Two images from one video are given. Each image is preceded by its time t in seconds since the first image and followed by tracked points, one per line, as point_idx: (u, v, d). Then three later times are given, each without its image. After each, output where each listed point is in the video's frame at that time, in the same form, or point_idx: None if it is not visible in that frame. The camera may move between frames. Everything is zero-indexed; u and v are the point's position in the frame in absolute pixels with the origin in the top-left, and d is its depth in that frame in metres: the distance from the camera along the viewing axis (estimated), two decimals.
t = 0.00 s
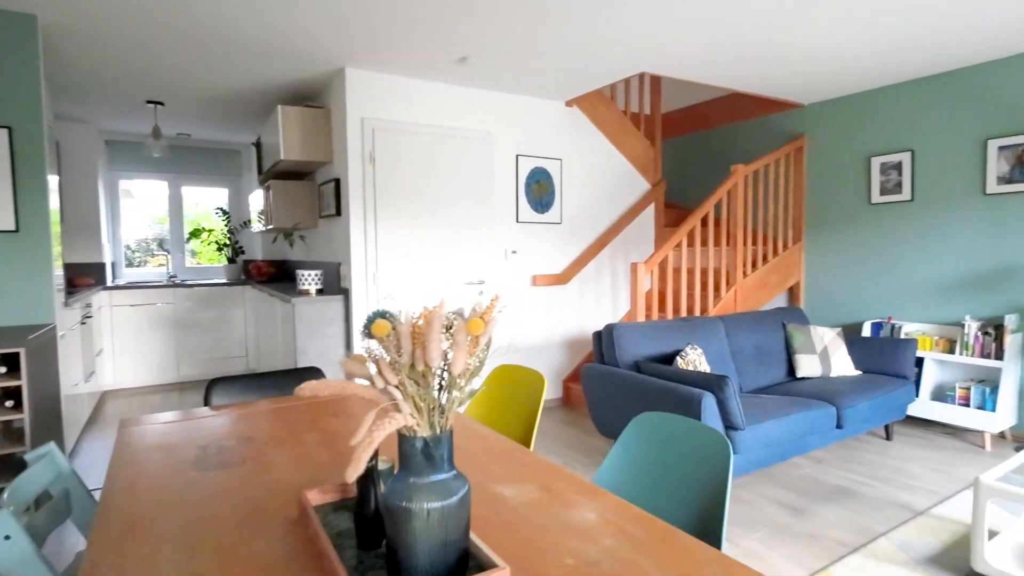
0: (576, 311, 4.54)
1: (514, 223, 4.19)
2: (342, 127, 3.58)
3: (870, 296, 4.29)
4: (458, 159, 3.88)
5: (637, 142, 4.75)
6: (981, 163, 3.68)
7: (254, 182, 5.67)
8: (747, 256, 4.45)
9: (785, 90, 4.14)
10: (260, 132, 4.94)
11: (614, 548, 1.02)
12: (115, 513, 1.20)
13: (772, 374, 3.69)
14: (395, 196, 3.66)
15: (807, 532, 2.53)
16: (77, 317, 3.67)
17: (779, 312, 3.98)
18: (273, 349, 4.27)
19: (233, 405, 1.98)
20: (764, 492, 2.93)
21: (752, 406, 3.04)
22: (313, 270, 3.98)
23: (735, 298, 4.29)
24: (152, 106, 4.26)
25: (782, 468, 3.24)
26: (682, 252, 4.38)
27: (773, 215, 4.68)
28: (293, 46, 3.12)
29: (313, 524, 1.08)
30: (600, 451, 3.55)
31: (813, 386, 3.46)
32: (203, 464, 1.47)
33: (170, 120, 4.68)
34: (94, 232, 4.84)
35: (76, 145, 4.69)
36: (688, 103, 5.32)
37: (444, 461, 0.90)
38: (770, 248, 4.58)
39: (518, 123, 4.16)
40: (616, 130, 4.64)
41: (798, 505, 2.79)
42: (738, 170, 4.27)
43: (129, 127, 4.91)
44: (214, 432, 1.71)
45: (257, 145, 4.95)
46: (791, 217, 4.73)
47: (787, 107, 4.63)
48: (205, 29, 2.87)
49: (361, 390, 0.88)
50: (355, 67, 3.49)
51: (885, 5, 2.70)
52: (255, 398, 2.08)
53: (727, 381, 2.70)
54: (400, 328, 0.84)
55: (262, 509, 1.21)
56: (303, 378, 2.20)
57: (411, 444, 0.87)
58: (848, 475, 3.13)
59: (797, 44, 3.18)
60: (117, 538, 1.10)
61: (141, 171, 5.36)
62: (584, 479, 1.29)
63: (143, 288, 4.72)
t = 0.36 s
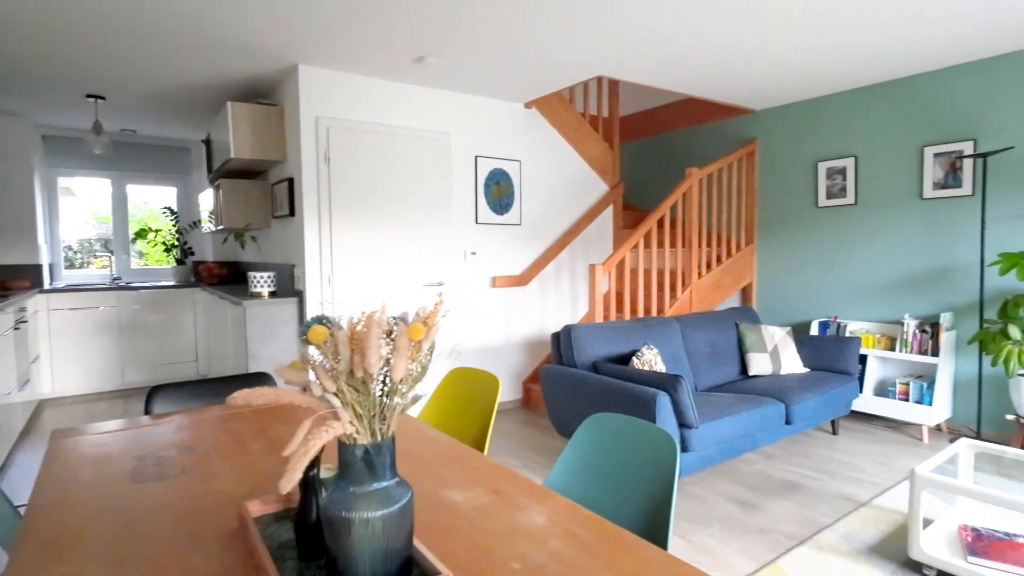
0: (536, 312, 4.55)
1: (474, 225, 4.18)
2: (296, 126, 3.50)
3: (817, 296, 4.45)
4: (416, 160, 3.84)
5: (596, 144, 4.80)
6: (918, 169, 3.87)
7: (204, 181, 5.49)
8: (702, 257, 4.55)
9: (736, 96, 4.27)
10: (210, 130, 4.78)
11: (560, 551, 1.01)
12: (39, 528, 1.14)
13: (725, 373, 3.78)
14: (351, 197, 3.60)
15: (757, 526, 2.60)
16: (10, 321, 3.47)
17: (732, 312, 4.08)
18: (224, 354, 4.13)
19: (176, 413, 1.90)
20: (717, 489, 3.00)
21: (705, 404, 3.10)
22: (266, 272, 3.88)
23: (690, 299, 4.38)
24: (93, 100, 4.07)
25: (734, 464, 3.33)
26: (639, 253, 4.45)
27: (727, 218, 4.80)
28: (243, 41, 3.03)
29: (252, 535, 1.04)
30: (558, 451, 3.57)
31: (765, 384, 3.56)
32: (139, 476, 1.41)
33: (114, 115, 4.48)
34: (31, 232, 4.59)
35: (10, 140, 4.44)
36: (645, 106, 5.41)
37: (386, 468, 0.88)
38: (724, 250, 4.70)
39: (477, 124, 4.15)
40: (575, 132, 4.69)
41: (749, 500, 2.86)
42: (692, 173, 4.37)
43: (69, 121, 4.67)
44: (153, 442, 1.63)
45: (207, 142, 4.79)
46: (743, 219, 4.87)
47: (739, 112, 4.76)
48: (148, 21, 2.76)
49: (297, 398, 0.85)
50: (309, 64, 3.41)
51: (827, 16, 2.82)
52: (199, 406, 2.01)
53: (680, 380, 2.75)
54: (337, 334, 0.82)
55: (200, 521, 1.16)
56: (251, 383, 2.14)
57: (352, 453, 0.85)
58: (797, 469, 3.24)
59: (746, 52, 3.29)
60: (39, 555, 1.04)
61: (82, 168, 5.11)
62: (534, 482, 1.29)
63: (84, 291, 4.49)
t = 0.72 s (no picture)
0: (502, 311, 4.55)
1: (438, 224, 4.15)
2: (253, 122, 3.41)
3: (775, 294, 4.57)
4: (379, 158, 3.79)
5: (561, 143, 4.82)
6: (869, 171, 4.01)
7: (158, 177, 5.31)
8: (665, 257, 4.62)
9: (697, 97, 4.34)
10: (164, 125, 4.62)
11: (513, 552, 1.01)
12: None
13: (687, 370, 3.85)
14: (312, 195, 3.53)
15: (716, 520, 2.65)
16: None
17: (694, 310, 4.16)
18: (179, 357, 4.00)
19: (121, 419, 1.83)
20: (678, 484, 3.05)
21: (667, 401, 3.14)
22: (223, 272, 3.77)
23: (654, 298, 4.45)
24: (36, 92, 3.88)
25: (696, 460, 3.39)
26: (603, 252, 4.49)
27: (689, 217, 4.88)
28: (196, 33, 2.94)
29: (195, 545, 1.00)
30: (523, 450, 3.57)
31: (725, 380, 3.63)
32: (79, 485, 1.34)
33: (60, 108, 4.29)
34: None
35: None
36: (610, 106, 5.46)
37: (333, 473, 0.86)
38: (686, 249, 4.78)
39: (441, 122, 4.12)
40: (541, 131, 4.69)
41: (709, 495, 2.92)
42: (655, 173, 4.44)
43: (10, 114, 4.45)
44: (95, 450, 1.56)
45: (161, 137, 4.63)
46: (705, 219, 4.96)
47: (701, 114, 4.85)
48: (93, 10, 2.65)
49: (238, 403, 0.82)
50: (267, 59, 3.33)
51: (783, 22, 2.90)
52: (147, 411, 1.94)
53: (642, 378, 2.78)
54: (278, 336, 0.80)
55: (141, 532, 1.11)
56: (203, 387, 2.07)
57: (296, 459, 0.83)
58: (756, 463, 3.31)
59: (706, 54, 3.35)
60: None
61: (26, 163, 4.86)
62: (491, 483, 1.28)
63: (29, 292, 4.28)
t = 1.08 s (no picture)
0: (470, 311, 4.54)
1: (405, 223, 4.11)
2: (212, 117, 3.33)
3: (738, 292, 4.67)
4: (345, 156, 3.74)
5: (529, 143, 4.83)
6: (826, 173, 4.13)
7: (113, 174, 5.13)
8: (632, 256, 4.67)
9: (662, 99, 4.40)
10: (119, 119, 4.47)
11: (470, 556, 1.01)
12: None
13: (653, 368, 3.90)
14: (274, 193, 3.46)
15: (680, 516, 2.69)
16: None
17: (660, 309, 4.22)
18: (136, 360, 3.88)
19: (69, 426, 1.76)
20: (644, 480, 3.09)
21: (633, 399, 3.18)
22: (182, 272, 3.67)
23: (620, 296, 4.49)
24: None
25: (661, 456, 3.44)
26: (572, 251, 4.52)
27: (655, 217, 4.95)
28: (150, 26, 2.85)
29: (141, 557, 0.97)
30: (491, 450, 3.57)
31: (689, 377, 3.70)
32: (19, 497, 1.28)
33: (5, 100, 4.10)
34: None
35: None
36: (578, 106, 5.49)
37: (283, 481, 0.84)
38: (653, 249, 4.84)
39: (408, 120, 4.08)
40: (509, 130, 4.69)
41: (673, 491, 2.97)
42: (622, 173, 4.49)
43: None
44: (40, 459, 1.50)
45: (115, 132, 4.47)
46: (671, 219, 5.03)
47: (666, 115, 4.92)
48: None
49: (182, 412, 0.80)
50: (226, 53, 3.24)
51: (744, 26, 2.96)
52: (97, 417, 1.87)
53: (607, 377, 2.81)
54: (223, 343, 0.78)
55: (85, 545, 1.07)
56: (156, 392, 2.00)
57: (244, 468, 0.81)
58: (719, 459, 3.38)
59: (671, 56, 3.40)
60: None
61: None
62: (450, 487, 1.28)
63: None
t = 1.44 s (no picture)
0: (441, 310, 4.52)
1: (375, 222, 4.07)
2: (174, 113, 3.24)
3: (707, 290, 4.74)
4: (313, 154, 3.69)
5: (501, 142, 4.82)
6: (792, 174, 4.22)
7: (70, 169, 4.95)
8: (604, 254, 4.70)
9: (632, 99, 4.44)
10: (76, 113, 4.31)
11: (432, 561, 1.00)
12: None
13: (623, 366, 3.93)
14: (239, 191, 3.39)
15: (649, 513, 2.72)
16: None
17: (631, 308, 4.25)
18: (95, 362, 3.75)
19: (17, 434, 1.69)
20: (614, 478, 3.12)
21: (603, 397, 3.20)
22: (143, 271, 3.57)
23: (592, 295, 4.52)
24: None
25: (631, 454, 3.47)
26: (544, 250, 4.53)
27: (626, 216, 4.99)
28: (108, 18, 2.76)
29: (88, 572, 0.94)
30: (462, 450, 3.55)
31: (659, 375, 3.74)
32: None
33: None
34: None
35: None
36: (550, 106, 5.50)
37: (236, 491, 0.82)
38: (624, 248, 4.88)
39: (377, 117, 4.03)
40: (481, 128, 4.67)
41: (643, 488, 3.00)
42: (594, 173, 4.52)
43: None
44: None
45: (71, 126, 4.31)
46: (642, 218, 5.08)
47: (637, 115, 4.96)
48: None
49: (127, 423, 0.77)
50: (188, 46, 3.16)
51: (713, 28, 3.00)
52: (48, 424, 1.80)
53: (577, 376, 2.83)
54: (170, 352, 0.76)
55: (29, 560, 1.03)
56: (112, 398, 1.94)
57: (193, 479, 0.78)
58: (688, 455, 3.43)
59: (642, 57, 3.43)
60: None
61: None
62: (415, 492, 1.26)
63: None
